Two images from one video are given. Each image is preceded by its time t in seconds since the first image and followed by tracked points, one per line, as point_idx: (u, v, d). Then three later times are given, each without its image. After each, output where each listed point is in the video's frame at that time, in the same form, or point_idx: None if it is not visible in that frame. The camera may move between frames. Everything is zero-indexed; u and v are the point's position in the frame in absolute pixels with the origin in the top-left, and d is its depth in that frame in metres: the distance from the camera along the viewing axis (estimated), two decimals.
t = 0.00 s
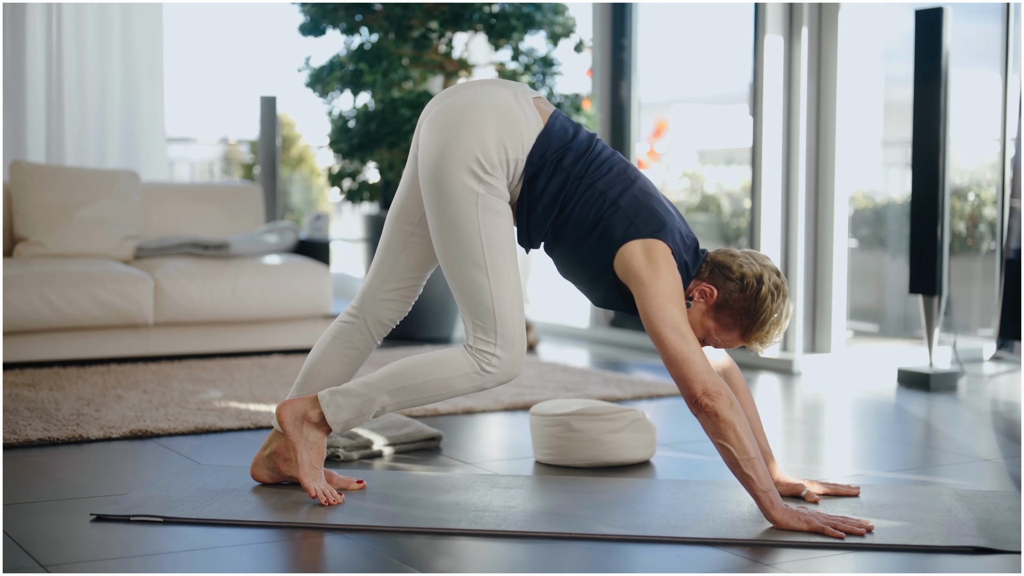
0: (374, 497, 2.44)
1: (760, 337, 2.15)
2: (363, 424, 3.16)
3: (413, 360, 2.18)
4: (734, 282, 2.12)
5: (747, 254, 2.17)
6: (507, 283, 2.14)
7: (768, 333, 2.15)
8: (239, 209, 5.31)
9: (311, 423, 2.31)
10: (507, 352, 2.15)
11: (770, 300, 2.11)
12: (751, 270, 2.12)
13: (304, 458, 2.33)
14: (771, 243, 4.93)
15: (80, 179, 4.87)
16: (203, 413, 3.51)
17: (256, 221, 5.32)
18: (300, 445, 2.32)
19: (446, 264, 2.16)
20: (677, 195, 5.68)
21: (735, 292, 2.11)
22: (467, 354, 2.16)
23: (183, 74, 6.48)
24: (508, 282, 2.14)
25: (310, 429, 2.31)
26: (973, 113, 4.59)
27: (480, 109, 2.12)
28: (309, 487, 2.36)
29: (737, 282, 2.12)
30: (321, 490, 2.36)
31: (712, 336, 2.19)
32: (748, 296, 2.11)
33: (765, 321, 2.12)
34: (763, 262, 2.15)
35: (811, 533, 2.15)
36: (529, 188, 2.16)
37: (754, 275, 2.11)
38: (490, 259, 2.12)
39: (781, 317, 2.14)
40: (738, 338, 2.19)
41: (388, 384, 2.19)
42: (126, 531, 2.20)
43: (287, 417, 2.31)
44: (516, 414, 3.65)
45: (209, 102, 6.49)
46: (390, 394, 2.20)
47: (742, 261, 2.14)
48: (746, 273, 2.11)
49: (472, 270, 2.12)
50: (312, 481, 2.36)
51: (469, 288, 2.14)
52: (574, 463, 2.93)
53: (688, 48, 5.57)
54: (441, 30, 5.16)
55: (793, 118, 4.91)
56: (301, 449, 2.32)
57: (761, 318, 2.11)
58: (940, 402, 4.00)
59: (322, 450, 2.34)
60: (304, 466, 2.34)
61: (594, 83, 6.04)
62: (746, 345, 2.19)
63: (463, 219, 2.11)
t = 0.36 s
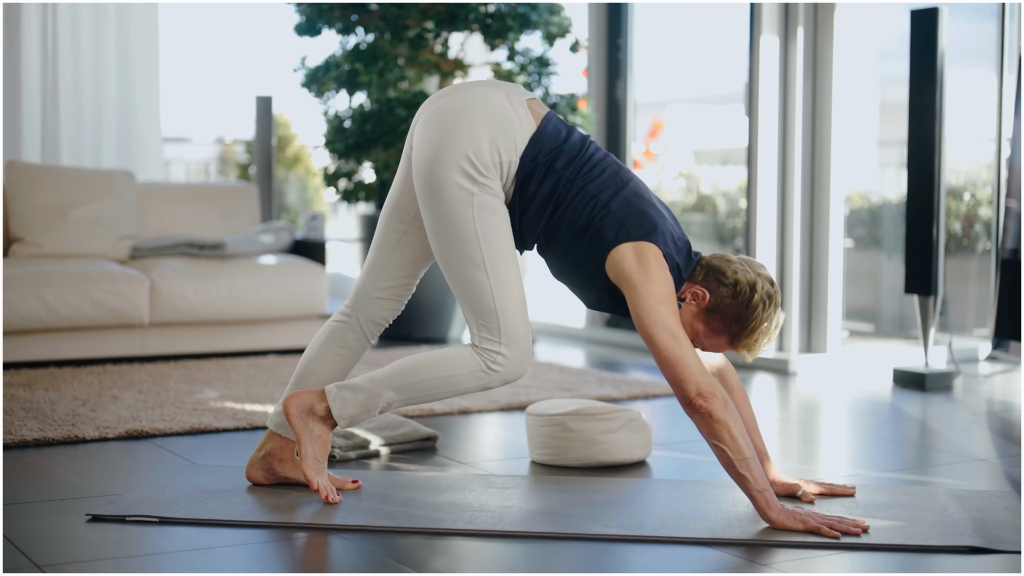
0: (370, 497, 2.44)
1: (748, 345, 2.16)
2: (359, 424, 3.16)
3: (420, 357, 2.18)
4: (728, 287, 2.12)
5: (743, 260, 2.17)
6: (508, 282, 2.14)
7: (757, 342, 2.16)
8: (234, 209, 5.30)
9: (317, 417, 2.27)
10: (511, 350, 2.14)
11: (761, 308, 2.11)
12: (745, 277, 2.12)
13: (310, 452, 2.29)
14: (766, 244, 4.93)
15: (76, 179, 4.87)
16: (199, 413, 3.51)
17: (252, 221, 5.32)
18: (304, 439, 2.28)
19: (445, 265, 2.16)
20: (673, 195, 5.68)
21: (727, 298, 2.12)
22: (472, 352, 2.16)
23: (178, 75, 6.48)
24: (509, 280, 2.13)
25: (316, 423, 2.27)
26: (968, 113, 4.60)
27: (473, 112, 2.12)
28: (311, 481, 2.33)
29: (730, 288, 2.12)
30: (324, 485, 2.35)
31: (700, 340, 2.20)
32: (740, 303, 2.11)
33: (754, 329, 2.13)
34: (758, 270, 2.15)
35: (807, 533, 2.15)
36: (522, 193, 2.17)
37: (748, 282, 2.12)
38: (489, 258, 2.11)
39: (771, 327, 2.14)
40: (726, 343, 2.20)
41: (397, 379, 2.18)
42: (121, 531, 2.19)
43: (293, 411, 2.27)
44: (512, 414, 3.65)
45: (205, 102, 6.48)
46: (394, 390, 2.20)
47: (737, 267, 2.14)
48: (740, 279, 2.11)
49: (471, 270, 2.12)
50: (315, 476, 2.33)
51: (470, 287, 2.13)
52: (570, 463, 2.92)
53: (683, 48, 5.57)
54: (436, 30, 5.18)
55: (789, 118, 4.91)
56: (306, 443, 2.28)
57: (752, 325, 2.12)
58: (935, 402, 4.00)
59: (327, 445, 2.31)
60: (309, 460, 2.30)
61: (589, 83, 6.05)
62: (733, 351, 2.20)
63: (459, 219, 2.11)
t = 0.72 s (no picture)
0: (365, 496, 2.44)
1: (733, 360, 2.19)
2: (354, 424, 3.16)
3: (403, 357, 2.18)
4: (724, 299, 2.12)
5: (746, 278, 2.18)
6: (497, 279, 2.14)
7: (739, 360, 2.19)
8: (230, 209, 5.30)
9: (301, 422, 2.30)
10: (496, 348, 2.14)
11: (751, 329, 2.13)
12: (744, 293, 2.12)
13: (297, 456, 2.32)
14: (762, 244, 4.92)
15: (70, 179, 4.86)
16: (194, 414, 3.51)
17: (247, 222, 5.32)
18: (292, 445, 2.31)
19: (435, 260, 2.16)
20: (668, 195, 5.68)
21: (722, 310, 2.12)
22: (454, 350, 2.15)
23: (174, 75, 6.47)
24: (496, 276, 2.13)
25: (300, 428, 2.30)
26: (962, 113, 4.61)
27: (469, 108, 2.13)
28: (301, 486, 2.34)
29: (726, 300, 2.12)
30: (314, 489, 2.35)
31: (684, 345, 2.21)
32: (733, 318, 2.12)
33: (740, 347, 2.16)
34: (758, 289, 2.16)
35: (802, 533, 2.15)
36: (516, 190, 2.16)
37: (745, 299, 2.12)
38: (478, 254, 2.12)
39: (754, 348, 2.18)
40: (707, 355, 2.22)
41: (381, 378, 2.18)
42: (116, 531, 2.19)
43: (278, 417, 2.30)
44: (507, 414, 3.65)
45: (200, 102, 6.53)
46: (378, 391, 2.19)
47: (738, 282, 2.14)
48: (739, 295, 2.12)
49: (459, 266, 2.12)
50: (304, 481, 2.34)
51: (458, 282, 2.13)
52: (565, 463, 2.93)
53: (679, 48, 5.57)
54: (432, 30, 5.17)
55: (784, 118, 4.91)
56: (293, 449, 2.31)
57: (736, 343, 2.15)
58: (930, 402, 4.00)
59: (315, 450, 2.34)
60: (297, 464, 2.33)
61: (585, 83, 6.05)
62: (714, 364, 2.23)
63: (450, 214, 2.11)
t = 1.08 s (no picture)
0: (360, 496, 2.45)
1: (719, 366, 2.20)
2: (350, 424, 3.16)
3: (343, 360, 2.17)
4: (718, 306, 2.12)
5: (741, 285, 2.17)
6: (460, 269, 2.14)
7: (725, 369, 2.20)
8: (226, 209, 5.30)
9: (256, 444, 2.29)
10: (442, 337, 2.14)
11: (740, 339, 2.14)
12: (738, 302, 2.12)
13: (270, 476, 2.31)
14: (758, 244, 4.93)
15: (66, 179, 4.86)
16: (190, 414, 3.51)
17: (243, 222, 5.32)
18: (259, 468, 2.30)
19: (405, 246, 2.16)
20: (664, 195, 5.68)
21: (714, 316, 2.12)
22: (395, 342, 2.16)
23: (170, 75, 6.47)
24: (459, 266, 2.13)
25: (257, 450, 2.29)
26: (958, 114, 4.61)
27: (465, 98, 2.13)
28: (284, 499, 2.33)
29: (719, 307, 2.12)
30: (299, 496, 2.34)
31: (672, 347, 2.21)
32: (725, 324, 2.12)
33: (727, 355, 2.17)
34: (751, 298, 2.16)
35: (798, 533, 2.15)
36: (511, 181, 2.16)
37: (739, 308, 2.12)
38: (448, 246, 2.12)
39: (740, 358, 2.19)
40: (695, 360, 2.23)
41: (324, 389, 2.18)
42: (112, 531, 2.19)
43: (234, 449, 2.29)
44: (503, 414, 3.65)
45: (196, 102, 6.50)
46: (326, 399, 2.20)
47: (734, 289, 2.14)
48: (733, 303, 2.12)
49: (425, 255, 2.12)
50: (288, 493, 2.33)
51: (417, 271, 2.13)
52: (562, 463, 2.92)
53: (675, 48, 5.57)
54: (428, 30, 5.17)
55: (780, 118, 4.91)
56: (263, 472, 2.30)
57: (726, 351, 2.16)
58: (926, 402, 4.00)
59: (282, 462, 2.32)
60: (272, 484, 2.31)
61: (580, 83, 6.04)
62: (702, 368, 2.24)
63: (430, 202, 2.11)
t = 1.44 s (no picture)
0: (358, 496, 2.45)
1: (717, 368, 2.20)
2: (348, 424, 3.15)
3: (311, 358, 2.20)
4: (715, 307, 2.12)
5: (737, 286, 2.17)
6: (435, 256, 2.18)
7: (724, 369, 2.20)
8: (223, 209, 5.30)
9: (239, 458, 2.29)
10: (407, 324, 2.19)
11: (738, 340, 2.14)
12: (736, 302, 2.12)
13: (259, 486, 2.31)
14: (755, 244, 4.93)
15: (64, 179, 4.86)
16: (188, 414, 3.50)
17: (241, 222, 5.32)
18: (248, 480, 2.30)
19: (386, 232, 2.19)
20: (662, 195, 5.68)
21: (711, 317, 2.12)
22: (358, 331, 2.20)
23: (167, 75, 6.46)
24: (434, 256, 2.17)
25: (241, 463, 2.29)
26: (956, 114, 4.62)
27: (464, 93, 2.18)
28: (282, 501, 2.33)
29: (717, 308, 2.12)
30: (297, 497, 2.34)
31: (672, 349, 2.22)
32: (723, 325, 2.12)
33: (724, 356, 2.18)
34: (748, 297, 2.16)
35: (796, 533, 2.15)
36: (508, 176, 2.18)
37: (736, 308, 2.12)
38: (427, 234, 2.15)
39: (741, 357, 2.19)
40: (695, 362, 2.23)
41: (295, 392, 2.20)
42: (110, 531, 2.19)
43: (218, 466, 2.29)
44: (501, 414, 3.65)
45: (193, 103, 6.49)
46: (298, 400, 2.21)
47: (731, 290, 2.14)
48: (730, 304, 2.11)
49: (403, 240, 2.16)
50: (283, 494, 2.33)
51: (394, 258, 2.17)
52: (559, 463, 2.92)
53: (673, 48, 5.57)
54: (425, 30, 5.18)
55: (778, 118, 4.91)
56: (252, 482, 2.30)
57: (724, 353, 2.17)
58: (924, 401, 4.00)
59: (269, 467, 2.32)
60: (264, 492, 2.32)
61: (578, 83, 6.04)
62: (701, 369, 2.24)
63: (415, 189, 2.14)
